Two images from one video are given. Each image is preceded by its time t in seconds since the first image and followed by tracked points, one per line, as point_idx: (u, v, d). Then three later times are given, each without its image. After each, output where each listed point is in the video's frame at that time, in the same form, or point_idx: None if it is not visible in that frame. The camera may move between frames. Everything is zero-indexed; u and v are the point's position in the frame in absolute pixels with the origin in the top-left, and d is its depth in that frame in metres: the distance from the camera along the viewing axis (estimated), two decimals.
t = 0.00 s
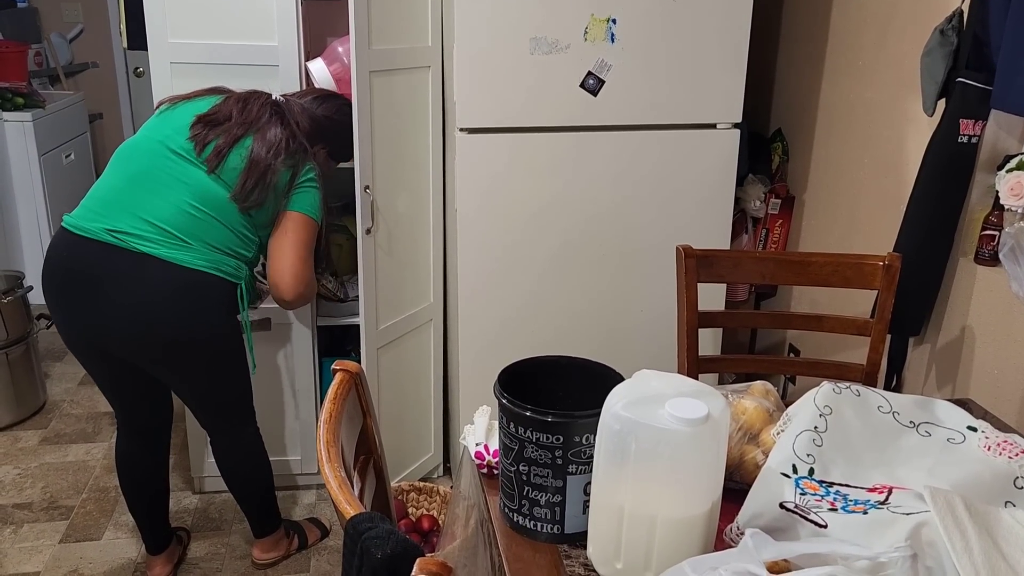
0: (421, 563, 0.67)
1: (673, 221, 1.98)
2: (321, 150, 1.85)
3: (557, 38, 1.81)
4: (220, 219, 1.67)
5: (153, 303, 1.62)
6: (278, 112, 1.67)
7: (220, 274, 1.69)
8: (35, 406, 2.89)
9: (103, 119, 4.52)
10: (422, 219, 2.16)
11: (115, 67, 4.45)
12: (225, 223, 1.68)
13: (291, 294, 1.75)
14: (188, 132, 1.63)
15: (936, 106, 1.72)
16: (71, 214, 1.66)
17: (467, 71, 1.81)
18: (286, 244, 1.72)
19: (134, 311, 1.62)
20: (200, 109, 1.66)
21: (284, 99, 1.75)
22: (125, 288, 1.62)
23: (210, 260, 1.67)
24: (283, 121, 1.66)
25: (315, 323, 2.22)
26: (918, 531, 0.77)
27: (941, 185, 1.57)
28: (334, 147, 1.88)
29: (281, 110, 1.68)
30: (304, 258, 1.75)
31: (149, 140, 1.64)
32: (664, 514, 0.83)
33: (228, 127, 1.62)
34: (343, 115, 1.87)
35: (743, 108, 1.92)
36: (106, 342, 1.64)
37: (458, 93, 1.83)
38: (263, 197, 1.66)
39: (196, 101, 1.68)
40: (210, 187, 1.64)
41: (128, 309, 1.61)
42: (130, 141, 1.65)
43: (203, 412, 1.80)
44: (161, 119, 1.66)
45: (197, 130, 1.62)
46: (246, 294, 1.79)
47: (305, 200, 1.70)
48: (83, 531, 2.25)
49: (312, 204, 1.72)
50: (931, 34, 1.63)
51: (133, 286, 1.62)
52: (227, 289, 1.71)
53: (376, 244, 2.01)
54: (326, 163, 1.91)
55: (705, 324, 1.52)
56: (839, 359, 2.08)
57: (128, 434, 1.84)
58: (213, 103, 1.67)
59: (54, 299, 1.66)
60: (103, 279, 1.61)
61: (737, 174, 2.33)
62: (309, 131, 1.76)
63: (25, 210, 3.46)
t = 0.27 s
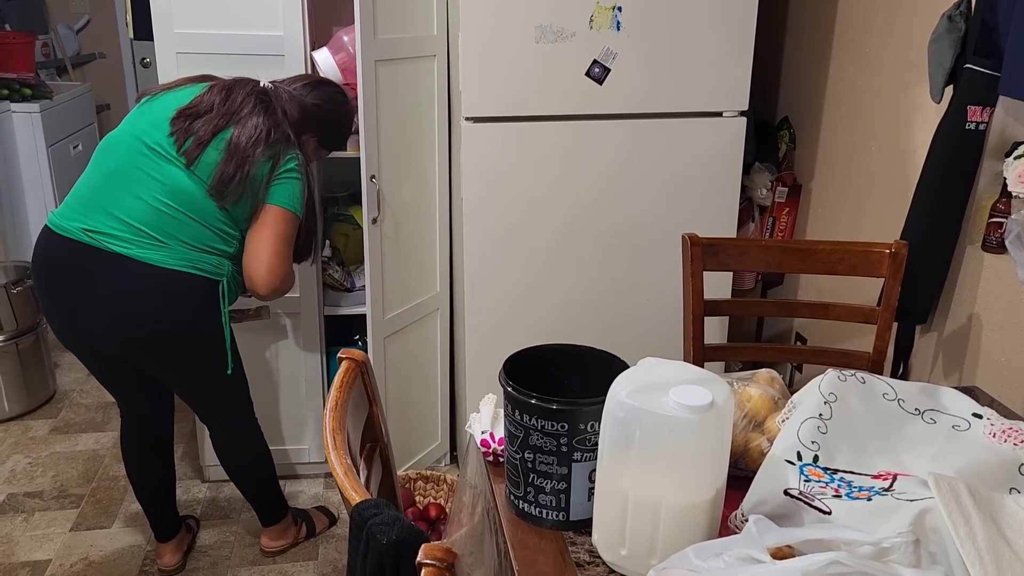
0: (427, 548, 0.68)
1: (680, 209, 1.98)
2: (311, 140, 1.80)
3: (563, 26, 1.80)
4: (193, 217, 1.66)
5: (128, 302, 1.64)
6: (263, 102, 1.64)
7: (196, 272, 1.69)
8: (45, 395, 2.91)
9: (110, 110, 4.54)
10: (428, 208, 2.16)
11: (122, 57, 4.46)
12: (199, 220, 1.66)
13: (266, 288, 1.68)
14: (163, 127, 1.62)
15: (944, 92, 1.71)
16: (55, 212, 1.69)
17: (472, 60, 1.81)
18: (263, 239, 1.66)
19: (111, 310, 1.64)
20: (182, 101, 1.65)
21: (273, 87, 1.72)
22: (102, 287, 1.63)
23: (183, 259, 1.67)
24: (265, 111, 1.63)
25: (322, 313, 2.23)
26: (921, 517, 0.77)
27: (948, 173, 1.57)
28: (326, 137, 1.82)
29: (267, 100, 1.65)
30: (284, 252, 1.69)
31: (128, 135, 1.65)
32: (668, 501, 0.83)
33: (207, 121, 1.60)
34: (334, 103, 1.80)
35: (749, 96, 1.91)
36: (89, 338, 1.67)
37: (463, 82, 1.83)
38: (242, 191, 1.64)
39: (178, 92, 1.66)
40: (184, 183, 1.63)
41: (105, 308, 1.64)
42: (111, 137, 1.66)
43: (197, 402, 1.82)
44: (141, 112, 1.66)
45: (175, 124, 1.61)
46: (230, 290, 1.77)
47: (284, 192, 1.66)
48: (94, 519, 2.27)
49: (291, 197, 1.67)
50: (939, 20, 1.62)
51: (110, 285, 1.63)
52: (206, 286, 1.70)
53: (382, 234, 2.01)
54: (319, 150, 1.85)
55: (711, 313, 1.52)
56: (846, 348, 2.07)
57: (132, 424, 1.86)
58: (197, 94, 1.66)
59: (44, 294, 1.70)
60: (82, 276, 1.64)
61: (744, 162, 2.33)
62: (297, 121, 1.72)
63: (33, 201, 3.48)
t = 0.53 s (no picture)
0: (432, 546, 0.69)
1: (685, 208, 1.98)
2: (302, 138, 1.72)
3: (568, 26, 1.80)
4: (173, 224, 1.65)
5: (112, 311, 1.65)
6: (243, 102, 1.60)
7: (179, 279, 1.69)
8: (55, 395, 2.93)
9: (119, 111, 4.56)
10: (434, 209, 2.16)
11: (130, 59, 4.48)
12: (180, 227, 1.66)
13: (246, 291, 1.66)
14: (141, 133, 1.60)
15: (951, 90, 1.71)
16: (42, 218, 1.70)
17: (478, 60, 1.81)
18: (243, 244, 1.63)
19: (96, 318, 1.65)
20: (161, 104, 1.62)
21: (260, 83, 1.67)
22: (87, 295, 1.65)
23: (165, 266, 1.67)
24: (244, 112, 1.59)
25: (328, 313, 2.24)
26: (926, 515, 0.77)
27: (955, 171, 1.56)
28: (320, 132, 1.72)
29: (247, 99, 1.61)
30: (263, 257, 1.65)
31: (109, 140, 1.63)
32: (673, 498, 0.84)
33: (183, 126, 1.57)
34: (326, 98, 1.71)
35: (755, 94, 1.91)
36: (79, 344, 1.69)
37: (469, 82, 1.83)
38: (220, 195, 1.61)
39: (159, 94, 1.63)
40: (163, 190, 1.62)
41: (90, 316, 1.65)
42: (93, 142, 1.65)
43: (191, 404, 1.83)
44: (122, 116, 1.64)
45: (152, 129, 1.59)
46: (218, 293, 1.78)
47: (264, 196, 1.61)
48: (103, 518, 2.28)
49: (271, 201, 1.62)
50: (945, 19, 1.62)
51: (94, 294, 1.64)
52: (190, 292, 1.71)
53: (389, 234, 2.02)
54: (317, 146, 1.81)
55: (717, 312, 1.53)
56: (853, 347, 2.07)
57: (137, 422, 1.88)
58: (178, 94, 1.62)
59: (36, 297, 1.72)
60: (66, 284, 1.65)
61: (750, 161, 2.32)
62: (285, 118, 1.65)
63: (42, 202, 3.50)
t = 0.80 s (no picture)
0: (432, 559, 0.69)
1: (686, 220, 1.98)
2: (295, 145, 1.73)
3: (569, 40, 1.82)
4: (163, 237, 1.65)
5: (102, 323, 1.65)
6: (232, 113, 1.61)
7: (169, 292, 1.70)
8: (57, 407, 2.93)
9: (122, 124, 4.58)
10: (435, 220, 2.17)
11: (134, 72, 4.51)
12: (170, 240, 1.66)
13: (233, 301, 1.66)
14: (132, 146, 1.61)
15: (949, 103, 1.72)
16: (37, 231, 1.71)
17: (479, 73, 1.83)
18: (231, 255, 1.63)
19: (86, 330, 1.65)
20: (149, 117, 1.63)
21: (251, 92, 1.67)
22: (78, 307, 1.65)
23: (155, 279, 1.68)
24: (232, 123, 1.60)
25: (329, 325, 2.25)
26: (925, 528, 0.77)
27: (953, 183, 1.57)
28: (312, 137, 1.73)
29: (236, 110, 1.62)
30: (250, 270, 1.64)
31: (101, 153, 1.65)
32: (673, 511, 0.84)
33: (171, 137, 1.58)
34: (318, 102, 1.70)
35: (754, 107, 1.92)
36: (71, 355, 1.70)
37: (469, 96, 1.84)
38: (208, 207, 1.61)
39: (150, 106, 1.65)
40: (153, 203, 1.62)
41: (81, 328, 1.66)
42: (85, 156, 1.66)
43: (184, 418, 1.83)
44: (114, 130, 1.66)
45: (141, 143, 1.60)
46: (211, 305, 1.78)
47: (253, 207, 1.61)
48: (104, 530, 2.28)
49: (259, 213, 1.61)
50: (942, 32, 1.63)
51: (85, 306, 1.65)
52: (180, 305, 1.71)
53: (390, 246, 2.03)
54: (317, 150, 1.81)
55: (717, 323, 1.53)
56: (853, 358, 2.07)
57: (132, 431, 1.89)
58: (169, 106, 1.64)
59: (31, 309, 1.72)
60: (57, 296, 1.66)
61: (750, 173, 2.33)
62: (275, 126, 1.66)
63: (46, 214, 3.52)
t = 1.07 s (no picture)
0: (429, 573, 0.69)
1: (684, 235, 1.99)
2: (296, 149, 1.71)
3: (566, 56, 1.83)
4: (162, 249, 1.66)
5: (100, 335, 1.65)
6: (229, 124, 1.61)
7: (169, 304, 1.70)
8: (54, 422, 2.92)
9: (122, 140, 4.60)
10: (434, 235, 2.17)
11: (133, 88, 4.52)
12: (170, 252, 1.66)
13: (231, 312, 1.66)
14: (131, 159, 1.62)
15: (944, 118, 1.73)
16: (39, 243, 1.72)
17: (477, 88, 1.84)
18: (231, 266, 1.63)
19: (84, 341, 1.65)
20: (147, 130, 1.63)
21: (248, 99, 1.67)
22: (77, 319, 1.65)
23: (154, 291, 1.68)
24: (229, 134, 1.60)
25: (328, 340, 2.25)
26: (924, 542, 0.77)
27: (950, 198, 1.57)
28: (312, 141, 1.72)
29: (233, 120, 1.62)
30: (250, 284, 1.64)
31: (101, 166, 1.65)
32: (670, 525, 0.83)
33: (170, 151, 1.59)
34: (318, 104, 1.69)
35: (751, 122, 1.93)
36: (70, 367, 1.70)
37: (467, 111, 1.85)
38: (207, 219, 1.61)
39: (148, 118, 1.65)
40: (152, 216, 1.63)
41: (79, 340, 1.65)
42: (87, 168, 1.67)
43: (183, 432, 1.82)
44: (114, 143, 1.66)
45: (139, 156, 1.60)
46: (211, 317, 1.78)
47: (253, 219, 1.60)
48: (100, 546, 2.27)
49: (260, 225, 1.61)
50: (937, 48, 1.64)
51: (84, 318, 1.65)
52: (178, 318, 1.71)
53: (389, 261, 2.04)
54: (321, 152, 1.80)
55: (715, 337, 1.53)
56: (851, 373, 2.07)
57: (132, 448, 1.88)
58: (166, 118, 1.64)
59: (31, 322, 1.73)
60: (57, 309, 1.66)
61: (747, 189, 2.34)
62: (274, 134, 1.66)
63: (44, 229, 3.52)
